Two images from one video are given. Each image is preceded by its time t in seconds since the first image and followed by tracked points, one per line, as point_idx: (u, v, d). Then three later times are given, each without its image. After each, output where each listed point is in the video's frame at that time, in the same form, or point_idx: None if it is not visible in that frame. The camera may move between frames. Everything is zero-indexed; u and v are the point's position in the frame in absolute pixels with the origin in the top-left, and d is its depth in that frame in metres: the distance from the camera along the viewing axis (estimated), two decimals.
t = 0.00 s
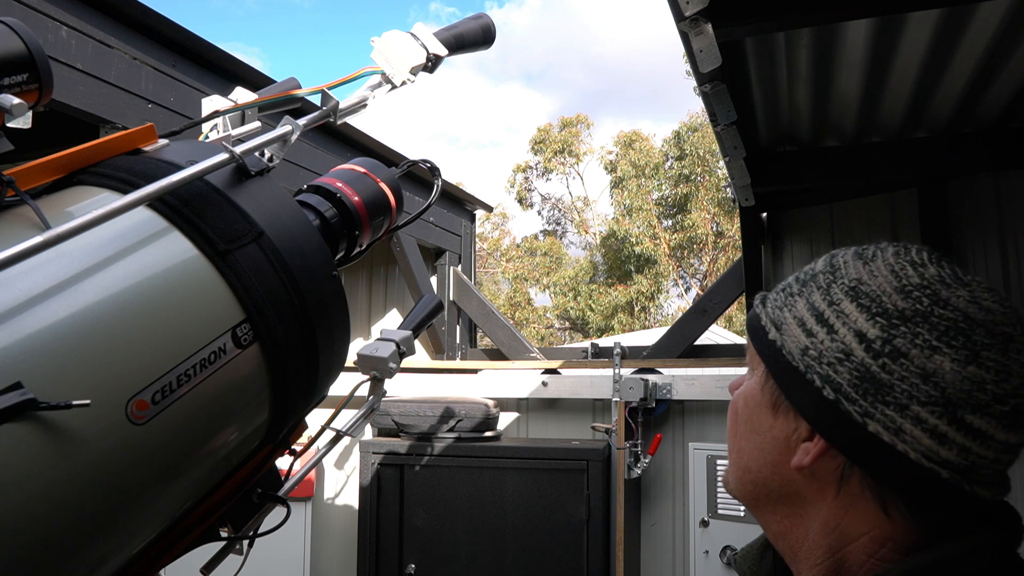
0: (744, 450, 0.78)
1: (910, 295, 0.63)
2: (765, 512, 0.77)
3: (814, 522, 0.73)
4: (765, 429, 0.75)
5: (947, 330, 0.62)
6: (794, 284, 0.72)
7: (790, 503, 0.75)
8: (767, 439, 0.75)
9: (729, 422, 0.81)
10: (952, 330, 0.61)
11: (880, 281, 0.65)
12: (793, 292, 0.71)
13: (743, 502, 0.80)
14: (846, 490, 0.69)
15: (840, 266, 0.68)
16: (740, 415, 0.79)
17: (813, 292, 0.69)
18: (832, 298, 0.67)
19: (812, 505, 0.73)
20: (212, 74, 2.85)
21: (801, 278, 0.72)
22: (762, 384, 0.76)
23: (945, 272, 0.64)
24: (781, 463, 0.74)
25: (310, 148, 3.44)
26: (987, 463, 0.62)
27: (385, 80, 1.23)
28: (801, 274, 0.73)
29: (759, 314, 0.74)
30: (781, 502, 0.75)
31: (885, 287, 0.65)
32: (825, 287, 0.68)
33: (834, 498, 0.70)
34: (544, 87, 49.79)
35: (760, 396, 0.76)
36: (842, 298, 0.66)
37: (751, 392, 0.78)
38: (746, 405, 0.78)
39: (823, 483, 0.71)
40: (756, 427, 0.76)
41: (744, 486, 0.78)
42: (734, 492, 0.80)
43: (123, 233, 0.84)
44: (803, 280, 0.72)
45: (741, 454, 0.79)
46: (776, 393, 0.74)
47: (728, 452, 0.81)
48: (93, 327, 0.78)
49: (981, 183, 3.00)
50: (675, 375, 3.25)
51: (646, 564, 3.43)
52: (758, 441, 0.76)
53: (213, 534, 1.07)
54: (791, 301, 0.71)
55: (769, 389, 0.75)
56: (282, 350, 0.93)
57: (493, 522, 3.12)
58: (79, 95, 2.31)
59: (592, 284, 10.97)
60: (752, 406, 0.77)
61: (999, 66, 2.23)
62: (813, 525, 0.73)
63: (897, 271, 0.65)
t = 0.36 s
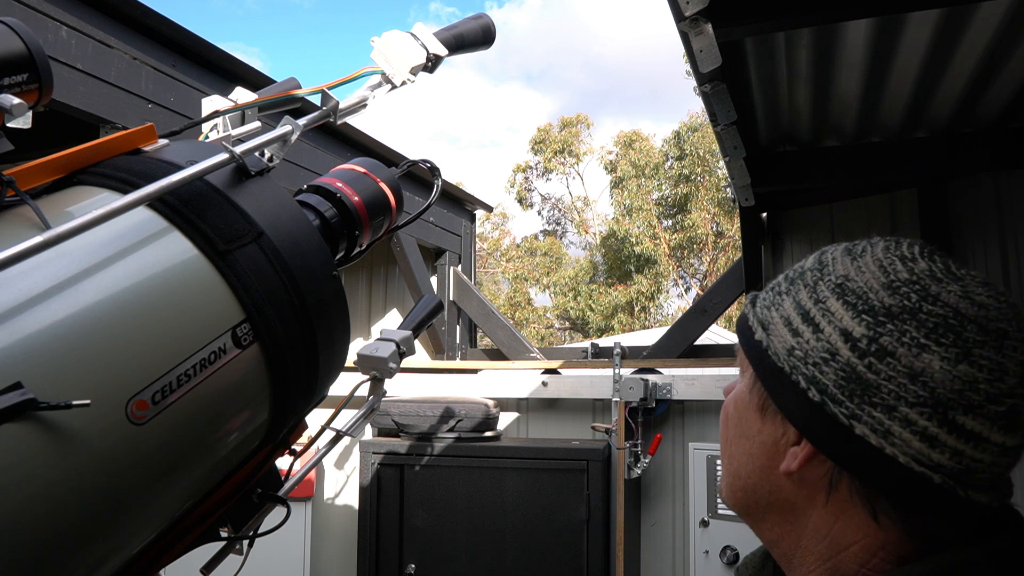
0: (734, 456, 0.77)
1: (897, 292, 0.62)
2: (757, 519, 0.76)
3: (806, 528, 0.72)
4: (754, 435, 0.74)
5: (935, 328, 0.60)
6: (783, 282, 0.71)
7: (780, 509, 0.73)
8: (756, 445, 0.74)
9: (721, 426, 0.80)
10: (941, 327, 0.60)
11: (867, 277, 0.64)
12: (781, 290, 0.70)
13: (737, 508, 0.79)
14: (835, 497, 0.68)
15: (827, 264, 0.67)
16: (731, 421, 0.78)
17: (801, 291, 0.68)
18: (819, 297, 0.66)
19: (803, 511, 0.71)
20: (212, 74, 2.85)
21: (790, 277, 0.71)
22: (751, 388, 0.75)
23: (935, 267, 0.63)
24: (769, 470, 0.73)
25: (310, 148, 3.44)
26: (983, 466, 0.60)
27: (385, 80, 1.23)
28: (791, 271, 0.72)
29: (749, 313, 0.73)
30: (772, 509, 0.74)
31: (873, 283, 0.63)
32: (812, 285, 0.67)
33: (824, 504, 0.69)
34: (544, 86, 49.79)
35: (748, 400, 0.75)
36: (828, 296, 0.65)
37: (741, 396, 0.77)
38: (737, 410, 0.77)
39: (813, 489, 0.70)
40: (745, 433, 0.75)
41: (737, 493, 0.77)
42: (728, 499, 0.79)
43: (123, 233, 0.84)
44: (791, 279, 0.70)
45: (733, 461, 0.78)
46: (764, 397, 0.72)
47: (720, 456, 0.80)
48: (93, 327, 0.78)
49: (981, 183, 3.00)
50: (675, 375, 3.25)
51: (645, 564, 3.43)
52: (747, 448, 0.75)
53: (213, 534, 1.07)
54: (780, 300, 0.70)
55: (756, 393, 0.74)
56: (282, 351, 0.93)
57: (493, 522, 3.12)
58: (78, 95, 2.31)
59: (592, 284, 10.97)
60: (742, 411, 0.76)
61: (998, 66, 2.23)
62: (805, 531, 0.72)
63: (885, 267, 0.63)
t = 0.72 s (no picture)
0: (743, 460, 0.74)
1: (916, 289, 0.59)
2: (768, 524, 0.73)
3: (820, 535, 0.69)
4: (765, 439, 0.71)
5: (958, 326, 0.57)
6: (790, 281, 0.68)
7: (793, 515, 0.70)
8: (768, 450, 0.70)
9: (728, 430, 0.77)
10: (964, 326, 0.57)
11: (883, 274, 0.61)
12: (790, 290, 0.67)
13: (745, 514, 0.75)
14: (853, 503, 0.65)
15: (839, 262, 0.64)
16: (739, 424, 0.75)
17: (813, 289, 0.65)
18: (833, 295, 0.62)
19: (817, 517, 0.68)
20: (212, 74, 2.85)
21: (799, 275, 0.68)
22: (761, 391, 0.72)
23: (951, 264, 0.60)
24: (782, 475, 0.70)
25: (310, 148, 3.44)
26: (1008, 469, 0.56)
27: (385, 80, 1.23)
28: (796, 271, 0.69)
29: (755, 314, 0.70)
30: (784, 515, 0.71)
31: (889, 281, 0.60)
32: (824, 284, 0.64)
33: (841, 510, 0.66)
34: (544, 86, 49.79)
35: (760, 403, 0.72)
36: (843, 295, 0.62)
37: (752, 399, 0.73)
38: (746, 414, 0.74)
39: (828, 495, 0.67)
40: (755, 437, 0.72)
41: (746, 499, 0.74)
42: (735, 504, 0.76)
43: (123, 233, 0.84)
44: (801, 278, 0.67)
45: (740, 466, 0.75)
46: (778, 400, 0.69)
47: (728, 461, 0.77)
48: (93, 326, 0.78)
49: (981, 183, 3.00)
50: (675, 375, 3.25)
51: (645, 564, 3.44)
52: (758, 453, 0.72)
53: (213, 534, 1.07)
54: (789, 299, 0.66)
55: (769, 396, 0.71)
56: (282, 351, 0.93)
57: (493, 522, 3.12)
58: (78, 95, 2.31)
59: (592, 284, 10.98)
60: (752, 414, 0.73)
61: (998, 66, 2.23)
62: (820, 538, 0.69)
63: (901, 264, 0.61)
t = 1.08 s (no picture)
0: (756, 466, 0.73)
1: (945, 290, 0.59)
2: (781, 530, 0.73)
3: (838, 540, 0.69)
4: (783, 445, 0.70)
5: (990, 327, 0.57)
6: (801, 281, 0.67)
7: (811, 521, 0.70)
8: (788, 456, 0.70)
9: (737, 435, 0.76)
10: (995, 326, 0.57)
11: (907, 274, 0.61)
12: (804, 291, 0.66)
13: (756, 521, 0.75)
14: (879, 508, 0.65)
15: (859, 262, 0.64)
16: (750, 429, 0.74)
17: (832, 289, 0.64)
18: (856, 296, 0.62)
19: (837, 522, 0.68)
20: (212, 74, 2.85)
21: (813, 275, 0.67)
22: (777, 395, 0.71)
23: (973, 264, 0.60)
24: (801, 480, 0.69)
25: (310, 148, 3.44)
26: None
27: (385, 80, 1.23)
28: (805, 270, 0.68)
29: (768, 315, 0.68)
30: (801, 521, 0.71)
31: (916, 281, 0.60)
32: (845, 283, 0.63)
33: (864, 516, 0.66)
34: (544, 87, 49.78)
35: (776, 408, 0.71)
36: (868, 295, 0.61)
37: (766, 404, 0.73)
38: (760, 418, 0.73)
39: (851, 500, 0.67)
40: (772, 443, 0.71)
41: (758, 505, 0.73)
42: (744, 510, 0.75)
43: (123, 233, 0.84)
44: (816, 277, 0.66)
45: (751, 472, 0.74)
46: (798, 405, 0.69)
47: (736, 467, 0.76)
48: (94, 327, 0.78)
49: (982, 183, 3.01)
50: (675, 375, 3.25)
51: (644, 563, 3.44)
52: (774, 458, 0.71)
53: (213, 534, 1.07)
54: (805, 301, 0.65)
55: (786, 401, 0.70)
56: (282, 351, 0.94)
57: (493, 522, 3.12)
58: (78, 95, 2.31)
59: (592, 284, 10.98)
60: (768, 420, 0.72)
61: (998, 66, 2.23)
62: (838, 544, 0.69)
63: (925, 264, 0.61)
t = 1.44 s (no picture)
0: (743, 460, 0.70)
1: (913, 290, 0.55)
2: (768, 527, 0.69)
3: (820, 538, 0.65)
4: (763, 439, 0.67)
5: (955, 327, 0.53)
6: (790, 279, 0.65)
7: (791, 519, 0.66)
8: (765, 450, 0.67)
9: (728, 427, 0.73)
10: (961, 327, 0.53)
11: (881, 273, 0.57)
12: (789, 288, 0.64)
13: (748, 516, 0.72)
14: (851, 507, 0.61)
15: (839, 260, 0.61)
16: (737, 422, 0.71)
17: (811, 289, 0.61)
18: (830, 294, 0.59)
19: (816, 521, 0.64)
20: (212, 74, 2.85)
21: (800, 274, 0.64)
22: (759, 389, 0.68)
23: (953, 263, 0.56)
24: (780, 477, 0.66)
25: (310, 148, 3.44)
26: (1007, 476, 0.53)
27: (385, 80, 1.23)
28: (798, 268, 0.66)
29: (754, 313, 0.66)
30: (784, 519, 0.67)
31: (886, 280, 0.57)
32: (822, 283, 0.60)
33: (838, 515, 0.62)
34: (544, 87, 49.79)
35: (758, 402, 0.68)
36: (840, 294, 0.58)
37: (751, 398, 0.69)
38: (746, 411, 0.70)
39: (826, 498, 0.63)
40: (753, 438, 0.68)
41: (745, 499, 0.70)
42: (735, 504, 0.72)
43: (123, 233, 0.84)
44: (803, 276, 0.63)
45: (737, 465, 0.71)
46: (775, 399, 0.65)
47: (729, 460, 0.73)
48: (94, 327, 0.78)
49: (982, 182, 3.01)
50: (675, 375, 3.26)
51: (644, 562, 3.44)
52: (755, 454, 0.68)
53: (213, 534, 1.07)
54: (787, 299, 0.63)
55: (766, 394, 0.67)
56: (282, 350, 0.93)
57: (492, 522, 3.12)
58: (78, 95, 2.31)
59: (592, 284, 10.99)
60: (750, 414, 0.69)
61: (998, 66, 2.23)
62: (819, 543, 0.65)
63: (900, 263, 0.57)
